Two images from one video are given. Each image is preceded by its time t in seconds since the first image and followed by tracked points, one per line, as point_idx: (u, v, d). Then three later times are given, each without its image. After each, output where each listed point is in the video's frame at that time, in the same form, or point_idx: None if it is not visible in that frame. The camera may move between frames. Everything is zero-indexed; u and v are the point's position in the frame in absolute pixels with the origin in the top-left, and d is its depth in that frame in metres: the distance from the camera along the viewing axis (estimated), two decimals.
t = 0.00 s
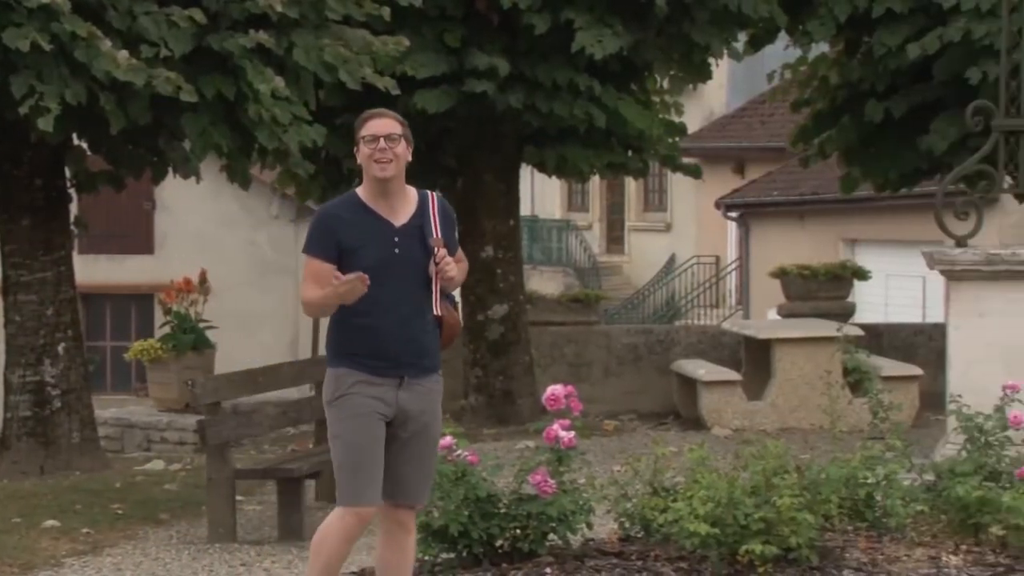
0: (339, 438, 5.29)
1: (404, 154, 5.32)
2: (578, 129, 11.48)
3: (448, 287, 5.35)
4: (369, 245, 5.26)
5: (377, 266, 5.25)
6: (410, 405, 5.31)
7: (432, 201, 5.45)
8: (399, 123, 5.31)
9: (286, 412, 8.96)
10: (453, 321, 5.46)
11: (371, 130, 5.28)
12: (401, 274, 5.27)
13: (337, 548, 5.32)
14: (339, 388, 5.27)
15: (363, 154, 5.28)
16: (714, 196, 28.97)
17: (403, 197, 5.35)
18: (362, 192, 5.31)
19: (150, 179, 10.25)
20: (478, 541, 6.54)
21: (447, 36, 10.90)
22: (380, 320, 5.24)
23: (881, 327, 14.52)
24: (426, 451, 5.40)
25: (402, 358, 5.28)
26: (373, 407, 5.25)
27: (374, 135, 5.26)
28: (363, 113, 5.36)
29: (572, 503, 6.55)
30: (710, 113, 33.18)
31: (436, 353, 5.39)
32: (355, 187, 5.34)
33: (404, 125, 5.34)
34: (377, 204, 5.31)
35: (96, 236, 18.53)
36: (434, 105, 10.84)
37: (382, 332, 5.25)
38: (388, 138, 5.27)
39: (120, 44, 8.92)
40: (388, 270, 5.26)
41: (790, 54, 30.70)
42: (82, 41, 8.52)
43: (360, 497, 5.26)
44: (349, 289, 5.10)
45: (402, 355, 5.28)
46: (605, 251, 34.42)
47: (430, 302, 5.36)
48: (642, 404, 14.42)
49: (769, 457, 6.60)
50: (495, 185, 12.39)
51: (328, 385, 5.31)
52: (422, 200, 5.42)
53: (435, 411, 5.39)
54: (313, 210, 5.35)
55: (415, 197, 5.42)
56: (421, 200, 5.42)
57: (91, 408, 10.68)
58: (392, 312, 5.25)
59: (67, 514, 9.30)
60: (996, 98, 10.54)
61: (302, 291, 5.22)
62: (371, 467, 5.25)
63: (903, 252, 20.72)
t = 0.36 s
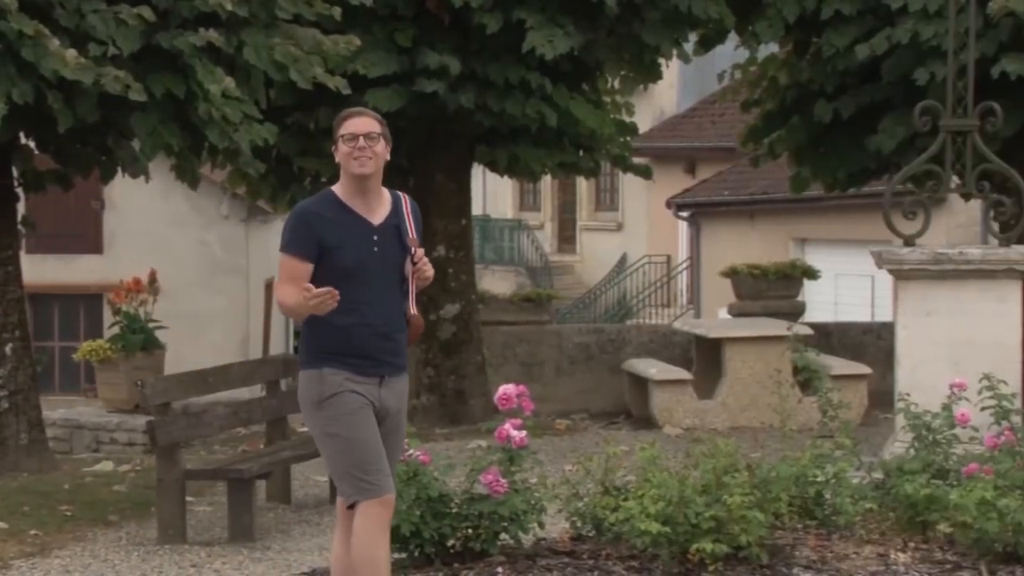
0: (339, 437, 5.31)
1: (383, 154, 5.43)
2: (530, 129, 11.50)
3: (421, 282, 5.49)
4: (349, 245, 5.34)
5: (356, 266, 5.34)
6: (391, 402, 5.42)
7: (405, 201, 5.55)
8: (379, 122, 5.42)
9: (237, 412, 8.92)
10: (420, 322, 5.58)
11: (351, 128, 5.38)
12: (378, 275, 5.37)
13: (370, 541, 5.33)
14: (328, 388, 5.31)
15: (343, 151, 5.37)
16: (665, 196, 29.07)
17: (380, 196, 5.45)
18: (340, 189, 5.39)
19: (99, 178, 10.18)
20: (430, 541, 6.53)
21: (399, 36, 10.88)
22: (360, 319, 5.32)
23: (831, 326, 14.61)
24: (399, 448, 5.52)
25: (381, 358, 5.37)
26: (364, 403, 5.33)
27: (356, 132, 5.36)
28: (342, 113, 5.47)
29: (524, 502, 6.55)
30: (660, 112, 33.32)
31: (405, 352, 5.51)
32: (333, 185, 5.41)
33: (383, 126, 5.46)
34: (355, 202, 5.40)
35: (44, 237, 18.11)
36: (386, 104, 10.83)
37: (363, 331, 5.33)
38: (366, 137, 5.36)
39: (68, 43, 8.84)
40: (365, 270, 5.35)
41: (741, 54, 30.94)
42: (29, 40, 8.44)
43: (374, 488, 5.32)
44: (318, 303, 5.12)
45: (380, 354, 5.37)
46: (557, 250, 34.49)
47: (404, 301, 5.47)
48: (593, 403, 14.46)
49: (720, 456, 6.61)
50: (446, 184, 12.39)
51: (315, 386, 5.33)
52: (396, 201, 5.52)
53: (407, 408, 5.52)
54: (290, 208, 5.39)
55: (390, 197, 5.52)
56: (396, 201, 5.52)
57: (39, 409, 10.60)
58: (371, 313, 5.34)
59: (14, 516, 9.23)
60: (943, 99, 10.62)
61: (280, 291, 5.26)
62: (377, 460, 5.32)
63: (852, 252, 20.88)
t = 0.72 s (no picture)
0: (321, 447, 5.34)
1: (352, 157, 5.48)
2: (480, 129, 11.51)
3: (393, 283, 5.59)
4: (329, 248, 5.40)
5: (338, 268, 5.40)
6: (370, 410, 5.47)
7: (373, 201, 5.63)
8: (347, 126, 5.48)
9: (186, 413, 8.87)
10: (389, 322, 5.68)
11: (319, 133, 5.43)
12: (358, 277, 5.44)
13: (354, 548, 5.41)
14: (313, 396, 5.34)
15: (312, 157, 5.42)
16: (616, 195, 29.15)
17: (351, 198, 5.50)
18: (311, 193, 5.44)
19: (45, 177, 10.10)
20: (379, 541, 6.49)
21: (349, 34, 10.87)
22: (343, 323, 5.37)
23: (780, 326, 14.70)
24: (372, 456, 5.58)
25: (363, 363, 5.42)
26: (348, 412, 5.37)
27: (323, 137, 5.42)
28: (308, 119, 5.52)
29: (475, 502, 6.54)
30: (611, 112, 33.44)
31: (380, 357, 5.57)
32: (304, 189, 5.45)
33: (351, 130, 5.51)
34: (328, 205, 5.44)
35: None
36: (336, 103, 10.80)
37: (347, 336, 5.38)
38: (334, 140, 5.42)
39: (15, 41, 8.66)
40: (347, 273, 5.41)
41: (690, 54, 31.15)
42: None
43: (357, 495, 5.38)
44: (337, 292, 5.17)
45: (362, 358, 5.42)
46: (508, 249, 34.55)
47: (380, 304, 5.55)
48: (544, 403, 14.49)
49: (669, 455, 6.59)
50: (396, 183, 12.37)
51: (300, 394, 5.35)
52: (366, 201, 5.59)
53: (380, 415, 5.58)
54: (267, 212, 5.41)
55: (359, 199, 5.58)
56: (365, 200, 5.60)
57: None
58: (356, 316, 5.40)
59: None
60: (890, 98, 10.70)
61: (275, 294, 5.28)
62: (357, 471, 5.37)
63: (802, 252, 21.03)
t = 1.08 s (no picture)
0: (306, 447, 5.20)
1: (342, 150, 5.33)
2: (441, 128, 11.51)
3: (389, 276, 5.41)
4: (319, 243, 5.23)
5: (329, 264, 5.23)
6: (364, 408, 5.31)
7: (367, 194, 5.47)
8: (337, 119, 5.32)
9: (145, 413, 8.82)
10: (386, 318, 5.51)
11: (308, 127, 5.28)
12: (350, 272, 5.27)
13: (327, 550, 5.28)
14: (302, 395, 5.19)
15: (302, 152, 5.28)
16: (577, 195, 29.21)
17: (343, 191, 5.36)
18: (302, 188, 5.30)
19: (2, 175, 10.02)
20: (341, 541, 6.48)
21: (310, 33, 10.84)
22: (335, 318, 5.21)
23: (739, 325, 14.75)
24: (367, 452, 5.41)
25: (355, 360, 5.26)
26: (338, 412, 5.21)
27: (312, 131, 5.26)
28: (297, 111, 5.36)
29: (436, 501, 6.54)
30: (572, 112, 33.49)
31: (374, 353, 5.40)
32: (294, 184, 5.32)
33: (341, 121, 5.36)
34: (319, 200, 5.31)
35: None
36: (297, 102, 10.78)
37: (338, 332, 5.22)
38: (323, 135, 5.27)
39: None
40: (339, 268, 5.24)
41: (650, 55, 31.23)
42: None
43: (338, 501, 5.24)
44: (272, 270, 5.09)
45: (355, 354, 5.26)
46: (469, 249, 34.57)
47: (374, 298, 5.38)
48: (506, 402, 14.49)
49: (630, 454, 6.62)
50: (357, 183, 12.35)
51: (289, 391, 5.20)
52: (359, 194, 5.43)
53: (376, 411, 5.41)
54: (255, 208, 5.26)
55: (351, 191, 5.43)
56: (359, 193, 5.44)
57: None
58: (347, 311, 5.24)
59: None
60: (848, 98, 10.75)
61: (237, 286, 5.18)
62: (344, 472, 5.22)
63: (762, 252, 21.12)
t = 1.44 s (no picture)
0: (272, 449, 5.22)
1: (322, 149, 5.30)
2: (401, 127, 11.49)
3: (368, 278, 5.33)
4: (293, 244, 5.20)
5: (303, 264, 5.19)
6: (344, 406, 5.23)
7: (350, 192, 5.41)
8: (318, 119, 5.31)
9: (104, 413, 8.77)
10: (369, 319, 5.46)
11: (289, 125, 5.26)
12: (326, 273, 5.22)
13: (297, 554, 5.27)
14: (268, 397, 5.19)
15: (281, 149, 5.25)
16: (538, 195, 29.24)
17: (323, 191, 5.31)
18: (280, 187, 5.26)
19: None
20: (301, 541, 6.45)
21: (269, 32, 10.80)
22: (306, 320, 5.18)
23: (699, 324, 14.80)
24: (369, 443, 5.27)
25: (329, 359, 5.21)
26: (305, 412, 5.17)
27: (292, 129, 5.24)
28: (278, 111, 5.34)
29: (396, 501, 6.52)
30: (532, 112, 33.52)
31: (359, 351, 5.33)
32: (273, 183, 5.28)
33: (321, 122, 5.34)
34: (297, 199, 5.26)
35: None
36: (256, 101, 10.75)
37: (310, 333, 5.18)
38: (304, 133, 5.25)
39: None
40: (312, 269, 5.20)
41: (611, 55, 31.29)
42: None
43: (304, 503, 5.24)
44: (254, 294, 5.02)
45: (329, 355, 5.21)
46: (430, 248, 34.56)
47: (353, 298, 5.32)
48: (467, 401, 14.48)
49: (590, 453, 6.64)
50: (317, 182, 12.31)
51: (258, 393, 5.22)
52: (341, 192, 5.38)
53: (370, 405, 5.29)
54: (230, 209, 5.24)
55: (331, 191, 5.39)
56: (340, 191, 5.39)
57: None
58: (319, 312, 5.19)
59: None
60: (806, 98, 10.79)
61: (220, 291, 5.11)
62: (310, 476, 5.22)
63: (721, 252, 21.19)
